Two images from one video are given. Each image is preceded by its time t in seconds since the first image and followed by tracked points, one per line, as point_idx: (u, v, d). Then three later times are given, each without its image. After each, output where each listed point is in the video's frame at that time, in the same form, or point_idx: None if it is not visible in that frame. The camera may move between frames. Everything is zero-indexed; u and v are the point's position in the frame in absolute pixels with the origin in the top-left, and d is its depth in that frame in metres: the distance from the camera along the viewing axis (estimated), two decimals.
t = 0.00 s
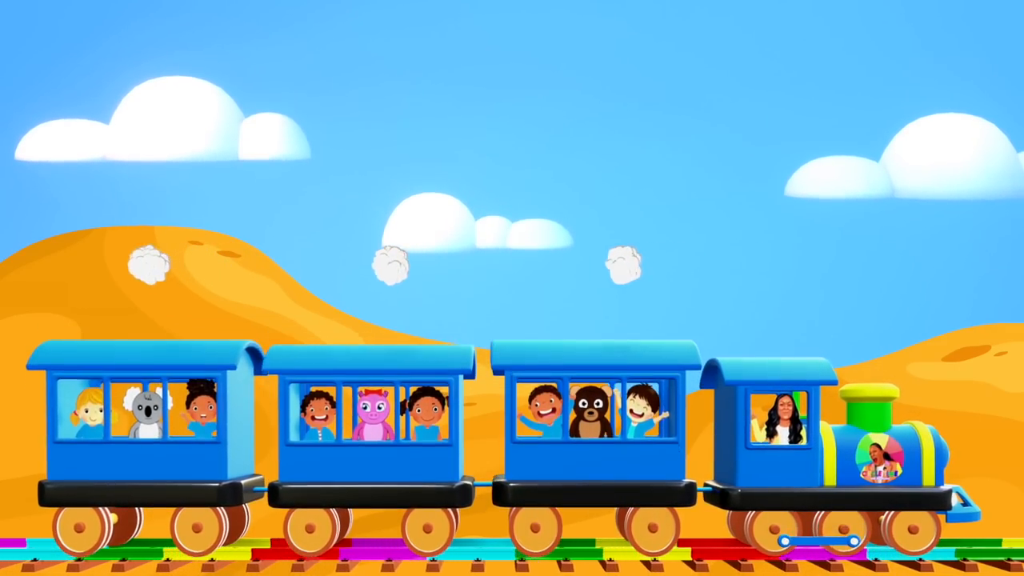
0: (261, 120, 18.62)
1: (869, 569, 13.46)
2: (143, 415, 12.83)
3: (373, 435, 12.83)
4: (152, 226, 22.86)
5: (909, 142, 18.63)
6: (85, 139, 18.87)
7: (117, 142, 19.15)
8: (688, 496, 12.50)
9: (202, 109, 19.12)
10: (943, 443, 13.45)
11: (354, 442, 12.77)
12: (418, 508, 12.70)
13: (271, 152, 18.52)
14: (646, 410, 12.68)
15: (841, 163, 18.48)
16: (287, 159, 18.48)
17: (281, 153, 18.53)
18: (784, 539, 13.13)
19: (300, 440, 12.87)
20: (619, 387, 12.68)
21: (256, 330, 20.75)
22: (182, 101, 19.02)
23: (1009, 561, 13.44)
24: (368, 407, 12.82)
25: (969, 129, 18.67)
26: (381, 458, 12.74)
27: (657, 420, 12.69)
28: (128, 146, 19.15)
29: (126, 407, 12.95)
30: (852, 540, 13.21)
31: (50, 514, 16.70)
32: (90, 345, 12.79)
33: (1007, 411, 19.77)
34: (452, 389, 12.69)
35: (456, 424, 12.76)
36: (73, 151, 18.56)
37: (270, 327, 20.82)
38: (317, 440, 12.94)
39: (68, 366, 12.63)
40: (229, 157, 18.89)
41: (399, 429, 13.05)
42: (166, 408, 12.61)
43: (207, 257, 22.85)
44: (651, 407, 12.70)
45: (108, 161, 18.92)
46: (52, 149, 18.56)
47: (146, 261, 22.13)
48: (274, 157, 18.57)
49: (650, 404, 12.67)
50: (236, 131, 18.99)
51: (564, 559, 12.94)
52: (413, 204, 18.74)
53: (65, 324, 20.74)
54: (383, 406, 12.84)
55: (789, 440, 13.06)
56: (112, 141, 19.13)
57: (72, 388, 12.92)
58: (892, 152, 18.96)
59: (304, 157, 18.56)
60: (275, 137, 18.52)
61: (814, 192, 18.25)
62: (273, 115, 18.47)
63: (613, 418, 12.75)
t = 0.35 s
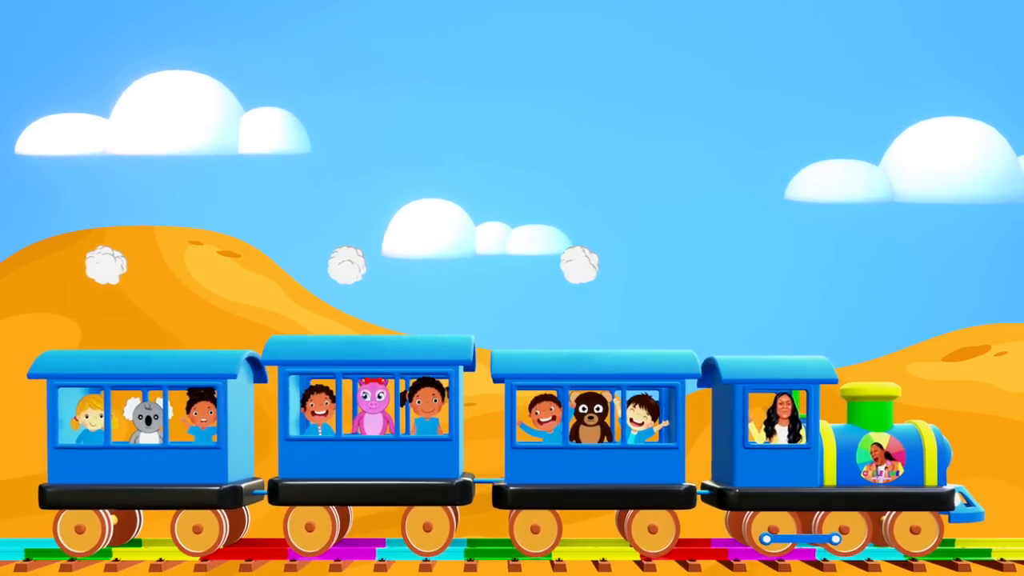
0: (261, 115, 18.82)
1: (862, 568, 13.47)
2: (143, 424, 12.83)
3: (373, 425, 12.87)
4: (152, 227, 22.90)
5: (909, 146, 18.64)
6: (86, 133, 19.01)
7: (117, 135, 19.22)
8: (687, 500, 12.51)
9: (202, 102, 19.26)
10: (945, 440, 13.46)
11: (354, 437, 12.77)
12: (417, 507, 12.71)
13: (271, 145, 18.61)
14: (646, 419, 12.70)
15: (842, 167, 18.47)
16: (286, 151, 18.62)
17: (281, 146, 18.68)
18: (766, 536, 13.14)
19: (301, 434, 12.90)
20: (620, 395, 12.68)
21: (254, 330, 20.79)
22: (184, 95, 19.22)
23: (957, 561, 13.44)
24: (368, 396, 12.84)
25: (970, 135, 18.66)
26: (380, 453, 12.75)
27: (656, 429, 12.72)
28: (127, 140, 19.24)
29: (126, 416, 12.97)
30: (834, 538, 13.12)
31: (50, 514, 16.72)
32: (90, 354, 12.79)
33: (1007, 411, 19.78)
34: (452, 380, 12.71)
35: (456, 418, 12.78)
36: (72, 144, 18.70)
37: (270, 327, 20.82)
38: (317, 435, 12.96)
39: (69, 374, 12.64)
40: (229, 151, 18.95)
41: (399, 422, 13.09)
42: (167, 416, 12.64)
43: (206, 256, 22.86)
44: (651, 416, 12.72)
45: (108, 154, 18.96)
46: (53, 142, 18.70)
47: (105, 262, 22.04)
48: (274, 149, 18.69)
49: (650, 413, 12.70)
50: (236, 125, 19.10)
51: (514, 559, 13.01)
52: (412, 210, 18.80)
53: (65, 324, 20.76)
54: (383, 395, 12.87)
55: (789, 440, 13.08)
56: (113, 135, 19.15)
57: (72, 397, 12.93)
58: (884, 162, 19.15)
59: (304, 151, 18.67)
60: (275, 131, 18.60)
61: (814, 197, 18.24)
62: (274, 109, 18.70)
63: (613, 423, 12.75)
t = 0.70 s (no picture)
0: (260, 112, 18.75)
1: (888, 569, 13.44)
2: (143, 410, 12.80)
3: (372, 445, 12.80)
4: (153, 229, 22.77)
5: (909, 150, 18.66)
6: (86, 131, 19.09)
7: (116, 132, 19.20)
8: (686, 492, 12.53)
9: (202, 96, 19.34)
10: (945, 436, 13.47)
11: (352, 449, 12.76)
12: (417, 511, 12.69)
13: (271, 141, 18.65)
14: (646, 403, 12.66)
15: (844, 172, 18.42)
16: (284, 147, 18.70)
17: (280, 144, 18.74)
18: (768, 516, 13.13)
19: (300, 446, 12.85)
20: (620, 380, 12.67)
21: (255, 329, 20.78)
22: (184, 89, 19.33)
23: (944, 561, 13.46)
24: (368, 418, 12.75)
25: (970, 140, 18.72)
26: (380, 464, 12.72)
27: (657, 415, 12.66)
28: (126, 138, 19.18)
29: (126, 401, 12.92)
30: (839, 520, 13.14)
31: (48, 513, 16.68)
32: (90, 335, 12.75)
33: (1007, 411, 19.76)
34: (452, 400, 12.64)
35: (456, 433, 12.76)
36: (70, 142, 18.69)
37: (270, 327, 20.79)
38: (317, 445, 12.89)
39: (69, 355, 12.62)
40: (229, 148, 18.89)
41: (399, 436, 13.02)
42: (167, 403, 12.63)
43: (206, 255, 22.85)
44: (651, 401, 12.68)
45: (108, 150, 19.02)
46: (51, 140, 18.63)
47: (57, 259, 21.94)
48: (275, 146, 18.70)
49: (650, 397, 12.65)
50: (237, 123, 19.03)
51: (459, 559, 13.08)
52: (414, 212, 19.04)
53: (64, 323, 20.74)
54: (383, 417, 12.77)
55: (788, 439, 13.06)
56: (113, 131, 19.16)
57: (71, 376, 12.89)
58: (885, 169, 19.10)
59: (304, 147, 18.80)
60: (275, 128, 18.61)
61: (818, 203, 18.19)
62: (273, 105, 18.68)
63: (613, 415, 12.74)
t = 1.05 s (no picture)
0: (258, 111, 18.79)
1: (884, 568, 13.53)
2: (143, 420, 12.86)
3: (373, 422, 12.82)
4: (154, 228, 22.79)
5: (908, 157, 18.68)
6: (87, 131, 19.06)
7: (116, 132, 19.24)
8: (687, 502, 12.53)
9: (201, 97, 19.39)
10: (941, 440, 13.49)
11: (353, 433, 12.77)
12: (417, 503, 12.69)
13: (271, 142, 18.64)
14: (646, 415, 12.71)
15: (844, 179, 18.43)
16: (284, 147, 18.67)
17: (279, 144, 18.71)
18: (788, 519, 13.11)
19: (300, 431, 12.88)
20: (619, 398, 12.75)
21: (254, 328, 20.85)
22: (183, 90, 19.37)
23: (890, 561, 13.51)
24: (368, 393, 12.82)
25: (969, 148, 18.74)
26: (380, 449, 12.74)
27: (656, 425, 12.74)
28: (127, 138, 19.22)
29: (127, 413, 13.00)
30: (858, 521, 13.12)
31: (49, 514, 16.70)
32: (91, 360, 12.79)
33: (1006, 411, 19.78)
34: (452, 375, 12.72)
35: (456, 415, 12.78)
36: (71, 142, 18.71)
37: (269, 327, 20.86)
38: (316, 430, 12.93)
39: (70, 382, 12.64)
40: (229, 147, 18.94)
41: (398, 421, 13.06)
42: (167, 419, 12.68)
43: (206, 255, 22.91)
44: (651, 412, 12.73)
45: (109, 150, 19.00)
46: (51, 139, 18.58)
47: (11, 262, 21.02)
48: (275, 146, 18.69)
49: (650, 409, 12.70)
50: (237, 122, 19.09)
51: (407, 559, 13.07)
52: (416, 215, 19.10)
53: (65, 324, 20.80)
54: (383, 392, 12.86)
55: (789, 440, 13.12)
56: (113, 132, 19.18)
57: (71, 402, 12.95)
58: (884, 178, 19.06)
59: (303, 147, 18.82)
60: (275, 129, 18.60)
61: (816, 211, 18.26)
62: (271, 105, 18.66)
63: (613, 433, 12.80)
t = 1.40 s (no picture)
0: (259, 116, 18.74)
1: (881, 568, 13.55)
2: (143, 408, 12.81)
3: (373, 435, 12.80)
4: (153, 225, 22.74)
5: (910, 162, 18.67)
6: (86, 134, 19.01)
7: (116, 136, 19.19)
8: (687, 494, 12.51)
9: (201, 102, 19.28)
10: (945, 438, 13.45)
11: (353, 445, 12.75)
12: (417, 510, 12.69)
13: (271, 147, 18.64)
14: (646, 401, 12.67)
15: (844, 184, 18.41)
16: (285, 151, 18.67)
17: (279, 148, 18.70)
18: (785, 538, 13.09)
19: (300, 444, 12.85)
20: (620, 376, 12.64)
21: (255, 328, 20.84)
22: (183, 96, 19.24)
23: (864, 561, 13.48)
24: (368, 408, 12.76)
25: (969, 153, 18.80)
26: (380, 462, 12.72)
27: (657, 412, 12.68)
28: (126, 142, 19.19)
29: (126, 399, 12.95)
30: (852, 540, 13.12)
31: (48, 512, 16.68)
32: (89, 337, 12.77)
33: (1007, 411, 19.75)
34: (452, 397, 12.65)
35: (457, 427, 12.75)
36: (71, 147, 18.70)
37: (269, 327, 20.84)
38: (317, 440, 12.89)
39: (69, 359, 12.63)
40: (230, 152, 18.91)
41: (399, 431, 13.02)
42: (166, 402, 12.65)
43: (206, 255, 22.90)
44: (651, 398, 12.69)
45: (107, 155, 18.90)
46: (50, 145, 18.64)
47: None
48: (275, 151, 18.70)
49: (650, 395, 12.65)
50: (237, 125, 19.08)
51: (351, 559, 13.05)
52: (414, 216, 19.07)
53: (65, 323, 20.79)
54: (383, 407, 12.80)
55: (788, 440, 13.08)
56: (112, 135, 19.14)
57: (71, 376, 12.91)
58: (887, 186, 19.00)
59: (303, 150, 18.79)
60: (274, 134, 18.60)
61: (818, 218, 18.24)
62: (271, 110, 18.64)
63: (613, 408, 12.73)
